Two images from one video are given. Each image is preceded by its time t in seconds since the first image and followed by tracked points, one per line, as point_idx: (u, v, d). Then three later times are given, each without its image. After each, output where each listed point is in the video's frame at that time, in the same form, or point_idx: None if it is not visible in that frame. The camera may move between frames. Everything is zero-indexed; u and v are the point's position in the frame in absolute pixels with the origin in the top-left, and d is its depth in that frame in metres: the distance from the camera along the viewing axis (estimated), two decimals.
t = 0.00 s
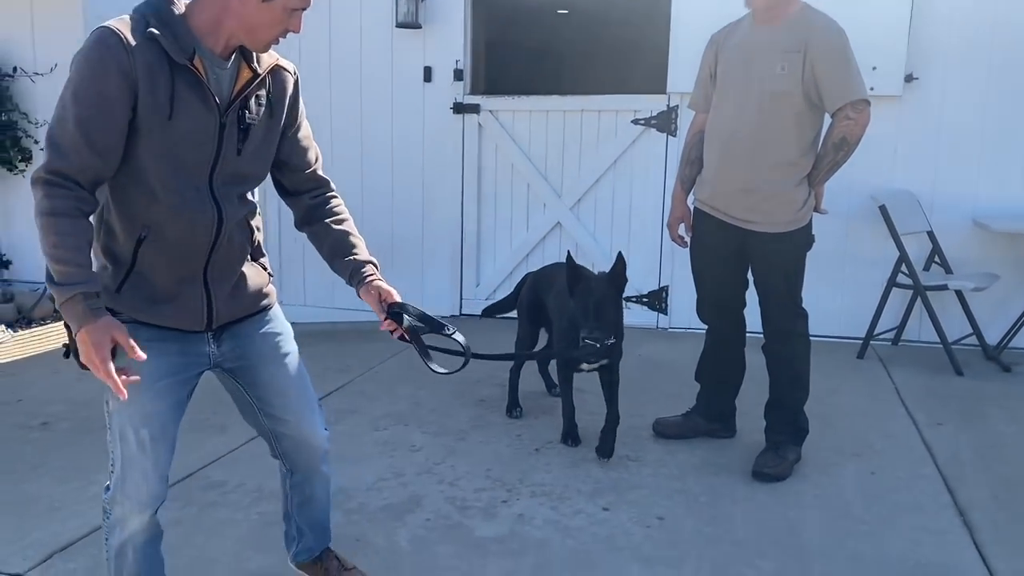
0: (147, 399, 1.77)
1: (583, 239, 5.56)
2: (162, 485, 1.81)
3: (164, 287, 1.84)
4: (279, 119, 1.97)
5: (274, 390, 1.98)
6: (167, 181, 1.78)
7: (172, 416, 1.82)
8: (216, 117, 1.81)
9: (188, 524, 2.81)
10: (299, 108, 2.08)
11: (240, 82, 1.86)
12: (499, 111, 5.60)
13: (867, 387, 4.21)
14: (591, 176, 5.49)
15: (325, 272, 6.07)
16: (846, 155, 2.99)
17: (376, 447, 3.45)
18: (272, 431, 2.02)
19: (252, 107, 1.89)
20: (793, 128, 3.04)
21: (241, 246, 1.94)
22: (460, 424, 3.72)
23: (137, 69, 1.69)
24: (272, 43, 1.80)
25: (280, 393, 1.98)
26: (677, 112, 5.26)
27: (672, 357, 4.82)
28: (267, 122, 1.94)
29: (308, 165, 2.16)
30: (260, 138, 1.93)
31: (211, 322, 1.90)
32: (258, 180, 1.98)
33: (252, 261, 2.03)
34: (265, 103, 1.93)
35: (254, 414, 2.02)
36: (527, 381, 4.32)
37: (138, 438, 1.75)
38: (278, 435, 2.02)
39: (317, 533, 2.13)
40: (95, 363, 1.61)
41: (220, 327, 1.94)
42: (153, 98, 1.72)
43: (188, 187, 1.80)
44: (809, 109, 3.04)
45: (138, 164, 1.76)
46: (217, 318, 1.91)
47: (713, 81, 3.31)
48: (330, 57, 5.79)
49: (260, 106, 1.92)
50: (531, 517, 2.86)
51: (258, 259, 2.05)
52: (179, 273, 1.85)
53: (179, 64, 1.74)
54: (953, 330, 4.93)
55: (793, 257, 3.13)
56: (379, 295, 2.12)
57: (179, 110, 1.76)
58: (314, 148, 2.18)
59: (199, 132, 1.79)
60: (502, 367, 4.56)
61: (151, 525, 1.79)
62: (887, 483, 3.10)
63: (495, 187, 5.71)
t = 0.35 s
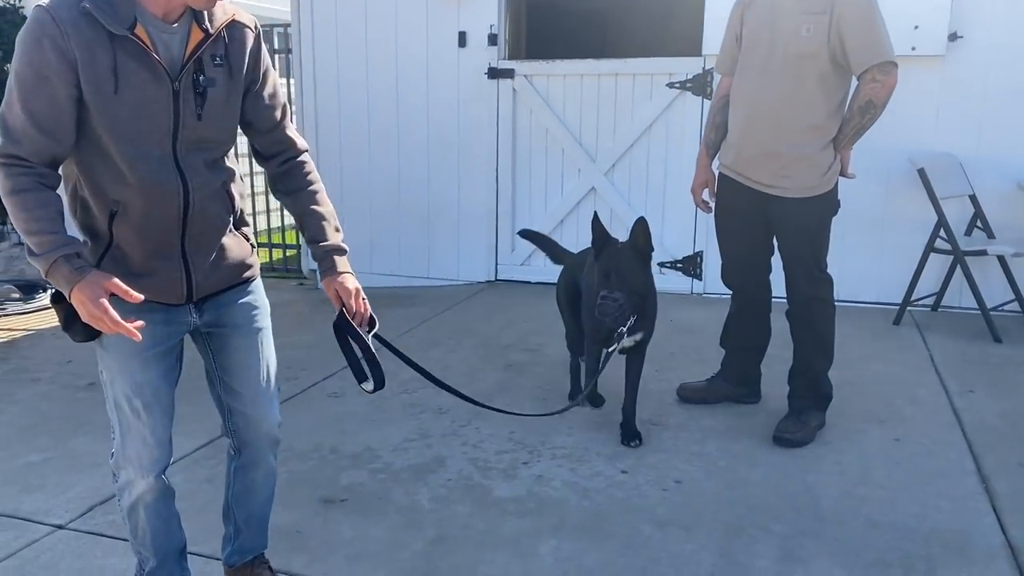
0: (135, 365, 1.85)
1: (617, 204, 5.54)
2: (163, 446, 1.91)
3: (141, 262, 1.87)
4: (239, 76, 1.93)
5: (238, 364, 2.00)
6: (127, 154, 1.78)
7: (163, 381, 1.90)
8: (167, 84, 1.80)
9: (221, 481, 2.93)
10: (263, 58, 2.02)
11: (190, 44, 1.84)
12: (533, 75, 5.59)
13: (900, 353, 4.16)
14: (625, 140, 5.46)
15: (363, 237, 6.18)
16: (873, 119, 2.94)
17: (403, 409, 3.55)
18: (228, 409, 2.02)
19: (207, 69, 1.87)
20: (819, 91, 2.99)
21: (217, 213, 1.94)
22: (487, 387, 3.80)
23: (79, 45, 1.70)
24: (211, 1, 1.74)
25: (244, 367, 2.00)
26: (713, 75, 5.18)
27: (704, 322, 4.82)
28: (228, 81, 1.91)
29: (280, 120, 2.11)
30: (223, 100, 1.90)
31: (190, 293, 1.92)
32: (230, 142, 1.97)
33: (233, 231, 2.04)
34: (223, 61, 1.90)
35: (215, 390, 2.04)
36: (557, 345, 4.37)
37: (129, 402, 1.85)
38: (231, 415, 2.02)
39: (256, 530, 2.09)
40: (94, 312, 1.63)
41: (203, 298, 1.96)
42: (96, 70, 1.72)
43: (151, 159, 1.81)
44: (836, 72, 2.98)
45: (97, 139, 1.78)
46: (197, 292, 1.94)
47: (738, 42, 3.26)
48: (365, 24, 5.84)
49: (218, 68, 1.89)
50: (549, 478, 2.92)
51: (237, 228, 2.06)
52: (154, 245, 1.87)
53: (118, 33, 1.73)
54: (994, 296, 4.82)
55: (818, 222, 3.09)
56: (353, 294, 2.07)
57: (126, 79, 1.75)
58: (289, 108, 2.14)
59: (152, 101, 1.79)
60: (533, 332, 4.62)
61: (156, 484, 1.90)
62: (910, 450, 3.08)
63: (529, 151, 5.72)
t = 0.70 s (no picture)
0: (132, 328, 1.96)
1: (640, 184, 5.52)
2: (160, 404, 2.02)
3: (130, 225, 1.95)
4: (229, 41, 2.00)
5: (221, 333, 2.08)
6: (114, 117, 1.89)
7: (160, 344, 2.00)
8: (152, 48, 1.90)
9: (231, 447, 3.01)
10: (253, 28, 2.08)
11: (177, 10, 1.93)
12: (558, 54, 5.58)
13: (918, 337, 4.11)
14: (649, 119, 5.43)
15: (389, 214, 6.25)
16: (884, 98, 2.89)
17: (413, 382, 3.60)
18: (209, 378, 2.11)
19: (195, 34, 1.95)
20: (829, 70, 2.96)
21: (206, 180, 2.00)
22: (498, 363, 3.84)
23: (64, 12, 1.82)
24: None
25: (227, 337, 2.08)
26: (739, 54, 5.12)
27: (722, 304, 4.79)
28: (216, 46, 1.98)
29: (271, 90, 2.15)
30: (211, 65, 1.97)
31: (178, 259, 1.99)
32: (222, 109, 2.03)
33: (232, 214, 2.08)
34: (211, 27, 1.97)
35: (197, 357, 2.12)
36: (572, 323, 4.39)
37: (126, 363, 1.96)
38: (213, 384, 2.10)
39: (234, 497, 2.21)
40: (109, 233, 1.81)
41: (192, 267, 2.02)
42: (80, 36, 1.83)
43: (138, 121, 1.90)
44: (847, 51, 2.95)
45: (88, 103, 1.90)
46: (185, 260, 2.00)
47: (750, 22, 3.23)
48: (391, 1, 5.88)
49: (206, 33, 1.97)
50: (549, 453, 2.96)
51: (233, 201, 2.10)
52: (143, 208, 1.95)
53: None
54: (1021, 282, 4.72)
55: (827, 201, 3.06)
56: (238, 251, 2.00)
57: (109, 45, 1.86)
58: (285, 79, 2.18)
59: (136, 65, 1.88)
60: (549, 310, 4.64)
61: (152, 438, 2.00)
62: (916, 434, 3.05)
63: (552, 130, 5.71)
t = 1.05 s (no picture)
0: (131, 303, 2.02)
1: (653, 176, 5.53)
2: (159, 377, 2.09)
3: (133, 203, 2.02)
4: (229, 27, 2.04)
5: (219, 310, 2.14)
6: (118, 100, 1.96)
7: (158, 319, 2.06)
8: (153, 34, 1.95)
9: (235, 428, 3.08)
10: (255, 13, 2.10)
11: None
12: (572, 46, 5.61)
13: (926, 332, 4.08)
14: (663, 111, 5.44)
15: (405, 205, 6.31)
16: (884, 88, 2.88)
17: (418, 369, 3.66)
18: (208, 354, 2.17)
19: (195, 20, 1.99)
20: (829, 60, 2.96)
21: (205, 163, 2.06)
22: (502, 351, 3.89)
23: None
24: None
25: (224, 314, 2.14)
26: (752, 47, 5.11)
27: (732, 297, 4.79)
28: (215, 32, 2.02)
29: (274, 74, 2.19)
30: (211, 49, 2.01)
31: (173, 238, 2.05)
32: (221, 94, 2.07)
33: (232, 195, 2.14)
34: (210, 14, 2.01)
35: (197, 333, 2.18)
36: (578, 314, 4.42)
37: (125, 335, 2.03)
38: (211, 359, 2.17)
39: (230, 472, 2.26)
40: (154, 201, 1.92)
41: (190, 246, 2.08)
42: (86, 23, 1.90)
43: (140, 105, 1.97)
44: (847, 41, 2.94)
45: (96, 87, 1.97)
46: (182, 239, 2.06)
47: (752, 12, 3.24)
48: None
49: (206, 19, 2.00)
50: (545, 439, 3.00)
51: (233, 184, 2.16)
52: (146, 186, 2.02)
53: None
54: None
55: (826, 193, 3.07)
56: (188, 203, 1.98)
57: (113, 30, 1.92)
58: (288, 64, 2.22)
59: (137, 51, 1.94)
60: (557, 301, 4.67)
61: (151, 409, 2.08)
62: (914, 426, 3.04)
63: (566, 122, 5.74)
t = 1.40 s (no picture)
0: (151, 306, 2.09)
1: (670, 181, 5.55)
2: (176, 379, 2.15)
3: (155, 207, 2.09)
4: (245, 38, 2.11)
5: (234, 314, 2.20)
6: (140, 110, 2.03)
7: (175, 322, 2.13)
8: (172, 46, 2.02)
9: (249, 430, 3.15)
10: (270, 24, 2.18)
11: (195, 10, 2.05)
12: (589, 53, 5.65)
13: (942, 336, 4.05)
14: (679, 116, 5.45)
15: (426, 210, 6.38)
16: (888, 93, 2.88)
17: (430, 373, 3.71)
18: (223, 357, 2.23)
19: (212, 31, 2.06)
20: (834, 64, 2.96)
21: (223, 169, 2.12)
22: (514, 355, 3.93)
23: (94, 15, 1.96)
24: None
25: (238, 318, 2.20)
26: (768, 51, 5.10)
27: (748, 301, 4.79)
28: (231, 43, 2.08)
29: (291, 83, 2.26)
30: (228, 60, 2.08)
31: (194, 240, 2.11)
32: (238, 102, 2.13)
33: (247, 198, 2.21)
34: (226, 26, 2.08)
35: (212, 337, 2.25)
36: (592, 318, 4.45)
37: (144, 337, 2.09)
38: (226, 362, 2.23)
39: (241, 472, 2.33)
40: (168, 190, 1.97)
41: (208, 250, 2.14)
42: (109, 37, 1.97)
43: (161, 114, 2.04)
44: (852, 45, 2.95)
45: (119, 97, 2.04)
46: (201, 242, 2.12)
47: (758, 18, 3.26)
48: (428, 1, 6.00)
49: (223, 31, 2.08)
50: (553, 442, 3.03)
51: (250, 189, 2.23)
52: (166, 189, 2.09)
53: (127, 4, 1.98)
54: None
55: (834, 199, 3.08)
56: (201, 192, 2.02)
57: (135, 43, 1.99)
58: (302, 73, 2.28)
59: (157, 62, 2.01)
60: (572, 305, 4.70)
61: (167, 413, 2.13)
62: (923, 431, 3.03)
63: (583, 127, 5.79)
